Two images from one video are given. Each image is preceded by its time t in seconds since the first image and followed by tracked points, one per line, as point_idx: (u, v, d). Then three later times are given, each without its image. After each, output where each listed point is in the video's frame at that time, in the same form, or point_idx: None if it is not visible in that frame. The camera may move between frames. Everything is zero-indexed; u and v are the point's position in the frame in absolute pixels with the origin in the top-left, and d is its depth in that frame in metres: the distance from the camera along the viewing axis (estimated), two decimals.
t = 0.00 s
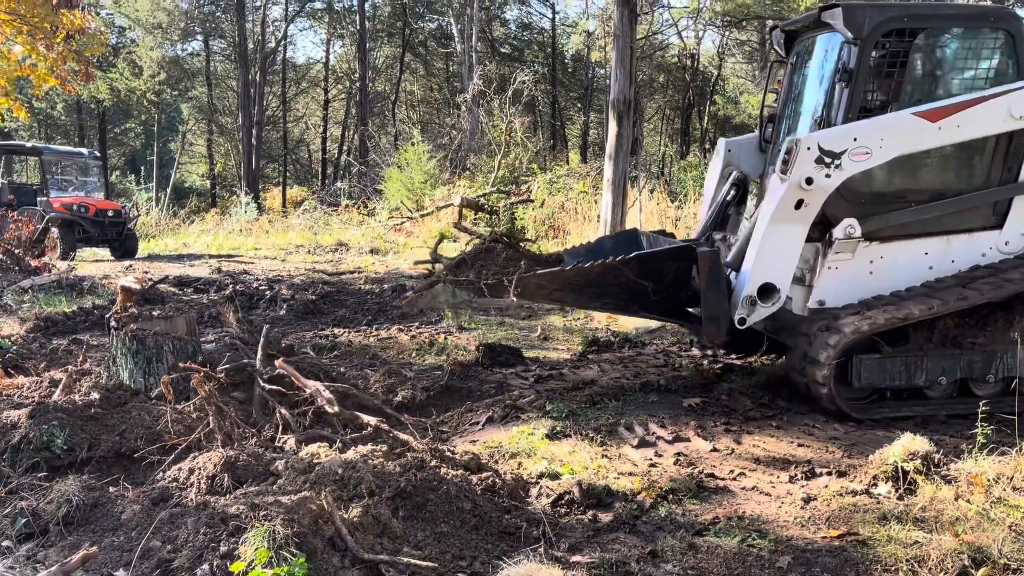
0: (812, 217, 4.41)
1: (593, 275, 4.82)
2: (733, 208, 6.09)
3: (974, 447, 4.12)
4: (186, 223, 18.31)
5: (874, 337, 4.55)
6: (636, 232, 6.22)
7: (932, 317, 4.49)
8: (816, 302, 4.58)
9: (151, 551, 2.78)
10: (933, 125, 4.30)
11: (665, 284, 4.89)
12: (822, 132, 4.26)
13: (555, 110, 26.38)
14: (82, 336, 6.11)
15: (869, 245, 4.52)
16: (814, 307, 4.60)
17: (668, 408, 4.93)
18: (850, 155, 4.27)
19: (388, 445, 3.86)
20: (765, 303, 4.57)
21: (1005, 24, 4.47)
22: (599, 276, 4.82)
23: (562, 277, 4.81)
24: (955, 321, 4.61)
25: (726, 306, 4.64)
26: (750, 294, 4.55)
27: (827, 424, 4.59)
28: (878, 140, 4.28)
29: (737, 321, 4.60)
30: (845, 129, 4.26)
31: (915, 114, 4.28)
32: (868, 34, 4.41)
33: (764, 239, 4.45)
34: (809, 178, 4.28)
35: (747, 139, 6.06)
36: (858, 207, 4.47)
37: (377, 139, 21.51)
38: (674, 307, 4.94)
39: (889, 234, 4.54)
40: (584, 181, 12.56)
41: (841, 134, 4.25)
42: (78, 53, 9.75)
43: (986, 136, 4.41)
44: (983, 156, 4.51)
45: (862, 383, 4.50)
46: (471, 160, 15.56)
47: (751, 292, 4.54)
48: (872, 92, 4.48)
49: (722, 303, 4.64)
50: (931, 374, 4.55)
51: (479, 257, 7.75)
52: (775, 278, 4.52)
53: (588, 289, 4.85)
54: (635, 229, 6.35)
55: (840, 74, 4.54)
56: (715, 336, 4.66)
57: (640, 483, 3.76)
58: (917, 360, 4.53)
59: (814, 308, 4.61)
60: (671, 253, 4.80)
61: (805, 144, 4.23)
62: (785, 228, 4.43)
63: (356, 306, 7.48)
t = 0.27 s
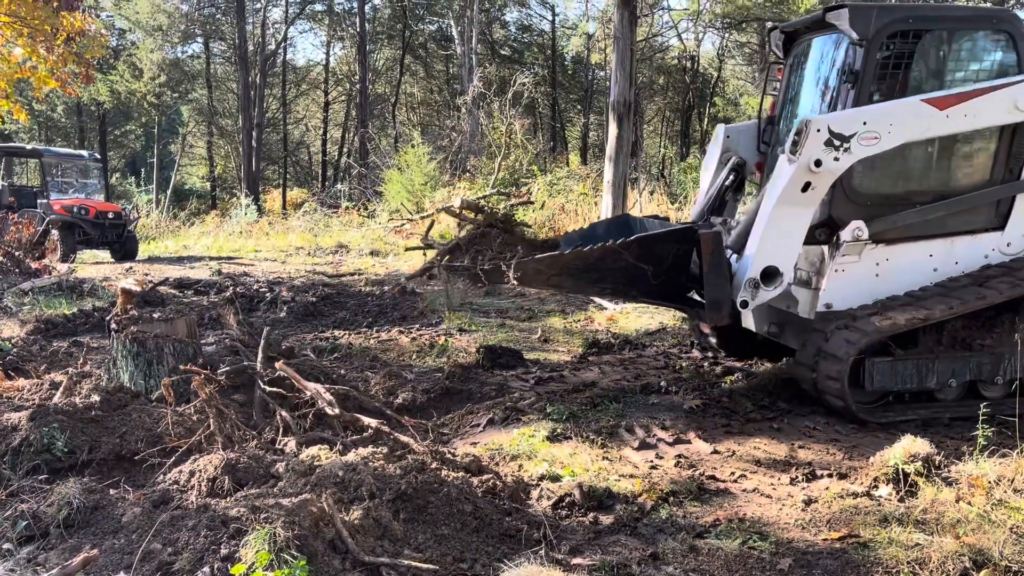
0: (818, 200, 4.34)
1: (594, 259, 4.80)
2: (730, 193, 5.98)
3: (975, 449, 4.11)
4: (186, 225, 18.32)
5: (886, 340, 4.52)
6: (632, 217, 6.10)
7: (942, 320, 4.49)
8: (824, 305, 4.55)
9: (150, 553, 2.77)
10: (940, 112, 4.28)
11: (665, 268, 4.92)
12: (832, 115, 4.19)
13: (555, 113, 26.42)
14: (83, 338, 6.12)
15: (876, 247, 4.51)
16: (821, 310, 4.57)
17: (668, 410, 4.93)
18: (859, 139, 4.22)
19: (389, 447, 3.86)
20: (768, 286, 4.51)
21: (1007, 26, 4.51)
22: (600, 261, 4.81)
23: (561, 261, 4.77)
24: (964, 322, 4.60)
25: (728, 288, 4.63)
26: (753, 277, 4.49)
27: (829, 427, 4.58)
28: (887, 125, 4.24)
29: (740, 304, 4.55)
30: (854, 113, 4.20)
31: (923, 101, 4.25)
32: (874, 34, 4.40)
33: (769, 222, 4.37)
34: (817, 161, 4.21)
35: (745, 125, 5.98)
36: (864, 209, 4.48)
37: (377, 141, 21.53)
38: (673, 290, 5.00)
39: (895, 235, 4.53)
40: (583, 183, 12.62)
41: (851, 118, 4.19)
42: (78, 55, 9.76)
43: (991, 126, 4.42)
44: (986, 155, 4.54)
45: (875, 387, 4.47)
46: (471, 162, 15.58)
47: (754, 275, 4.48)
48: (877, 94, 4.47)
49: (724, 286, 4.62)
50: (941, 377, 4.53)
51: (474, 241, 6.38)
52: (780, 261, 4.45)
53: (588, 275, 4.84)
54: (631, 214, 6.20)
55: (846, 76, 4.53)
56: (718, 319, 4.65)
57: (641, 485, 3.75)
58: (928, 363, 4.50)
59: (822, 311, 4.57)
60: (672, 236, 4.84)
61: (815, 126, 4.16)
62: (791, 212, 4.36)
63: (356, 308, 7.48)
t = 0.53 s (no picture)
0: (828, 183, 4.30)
1: (597, 242, 4.76)
2: (728, 178, 5.89)
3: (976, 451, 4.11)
4: (187, 227, 18.35)
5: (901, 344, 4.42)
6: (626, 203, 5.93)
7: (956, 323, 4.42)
8: (834, 309, 4.47)
9: (151, 555, 2.77)
10: (950, 100, 4.28)
11: (668, 251, 4.91)
12: (848, 96, 4.14)
13: (555, 114, 26.46)
14: (84, 340, 6.12)
15: (885, 250, 4.47)
16: (831, 313, 4.47)
17: (669, 412, 4.92)
18: (871, 122, 4.18)
19: (389, 449, 3.87)
20: (774, 269, 4.46)
21: (1006, 28, 4.62)
22: (603, 244, 4.78)
23: (564, 243, 4.72)
24: (974, 325, 4.57)
25: (736, 269, 4.58)
26: (761, 259, 4.44)
27: (831, 429, 4.57)
28: (899, 110, 4.21)
29: (747, 286, 4.52)
30: (869, 95, 4.16)
31: (933, 87, 4.24)
32: (882, 35, 4.40)
33: (779, 203, 4.31)
34: (831, 142, 4.16)
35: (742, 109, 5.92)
36: (872, 212, 4.49)
37: (378, 143, 21.56)
38: (675, 274, 5.00)
39: (903, 237, 4.50)
40: (583, 184, 12.52)
41: (866, 100, 4.14)
42: (79, 57, 9.78)
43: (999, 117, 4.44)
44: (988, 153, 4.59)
45: (893, 392, 4.37)
46: (472, 164, 15.60)
47: (761, 257, 4.43)
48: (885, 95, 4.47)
49: (732, 267, 4.56)
50: (955, 380, 4.47)
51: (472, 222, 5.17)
52: (788, 243, 4.40)
53: (590, 259, 4.79)
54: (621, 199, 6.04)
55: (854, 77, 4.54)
56: (727, 300, 4.59)
57: (641, 487, 3.75)
58: (944, 366, 4.44)
59: (831, 314, 4.48)
60: (677, 218, 4.85)
61: (831, 106, 4.10)
62: (801, 194, 4.30)
63: (357, 310, 7.49)
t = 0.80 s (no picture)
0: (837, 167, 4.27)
1: (598, 225, 4.55)
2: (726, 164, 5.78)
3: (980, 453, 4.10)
4: (189, 228, 18.37)
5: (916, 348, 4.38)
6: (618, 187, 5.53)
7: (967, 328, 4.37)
8: (841, 312, 4.42)
9: (153, 557, 2.77)
10: (959, 87, 4.29)
11: (672, 234, 4.70)
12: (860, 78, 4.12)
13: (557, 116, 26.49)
14: (86, 341, 6.13)
15: (892, 253, 4.43)
16: (839, 317, 4.43)
17: (672, 415, 4.92)
18: (883, 105, 4.17)
19: (392, 451, 3.87)
20: (781, 252, 4.37)
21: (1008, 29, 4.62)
22: (604, 228, 4.58)
23: (564, 227, 4.52)
24: (984, 328, 4.51)
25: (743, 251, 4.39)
26: (769, 241, 4.33)
27: (834, 432, 4.57)
28: (909, 95, 4.20)
29: (752, 268, 4.37)
30: (881, 79, 4.15)
31: (943, 74, 4.24)
32: (888, 36, 4.40)
33: (790, 183, 4.24)
34: (843, 123, 4.13)
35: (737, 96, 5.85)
36: (880, 216, 4.55)
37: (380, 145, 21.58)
38: (677, 258, 4.81)
39: (908, 240, 4.47)
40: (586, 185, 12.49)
41: (878, 82, 4.13)
42: (82, 59, 9.80)
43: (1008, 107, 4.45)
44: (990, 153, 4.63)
45: (907, 398, 4.33)
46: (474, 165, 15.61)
47: (768, 239, 4.32)
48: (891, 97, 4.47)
49: (739, 249, 4.38)
50: (967, 384, 4.46)
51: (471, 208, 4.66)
52: (796, 226, 4.33)
53: (589, 243, 4.63)
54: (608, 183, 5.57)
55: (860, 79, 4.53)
56: (733, 285, 4.40)
57: (644, 489, 3.75)
58: (956, 370, 4.42)
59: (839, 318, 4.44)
60: (684, 198, 4.58)
61: (845, 86, 4.07)
62: (811, 176, 4.25)
63: (359, 312, 7.49)
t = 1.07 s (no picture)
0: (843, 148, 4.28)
1: (600, 203, 4.48)
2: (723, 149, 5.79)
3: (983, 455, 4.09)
4: (192, 230, 18.39)
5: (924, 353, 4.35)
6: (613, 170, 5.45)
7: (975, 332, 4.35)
8: (846, 316, 4.38)
9: (157, 559, 2.77)
10: (966, 74, 4.26)
11: (673, 211, 4.69)
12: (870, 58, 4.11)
13: (559, 118, 26.48)
14: (89, 343, 6.14)
15: (895, 255, 4.41)
16: (844, 321, 4.38)
17: (675, 416, 4.91)
18: (891, 87, 4.15)
19: (394, 452, 3.88)
20: (784, 232, 4.46)
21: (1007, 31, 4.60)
22: (606, 208, 4.52)
23: (565, 204, 4.43)
24: (989, 332, 4.49)
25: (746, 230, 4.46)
26: (771, 220, 4.43)
27: (837, 434, 4.56)
28: (918, 78, 4.18)
29: (754, 248, 4.49)
30: (890, 60, 4.13)
31: (952, 60, 4.22)
32: (891, 37, 4.41)
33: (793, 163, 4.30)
34: (850, 103, 4.13)
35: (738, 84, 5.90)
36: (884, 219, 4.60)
37: (382, 147, 21.58)
38: (677, 235, 4.82)
39: (909, 242, 4.45)
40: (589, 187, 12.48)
41: (887, 64, 4.11)
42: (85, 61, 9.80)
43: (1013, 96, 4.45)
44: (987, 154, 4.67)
45: (917, 403, 4.31)
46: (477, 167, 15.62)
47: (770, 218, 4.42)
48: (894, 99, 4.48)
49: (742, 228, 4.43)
50: (974, 388, 4.45)
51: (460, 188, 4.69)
52: (798, 206, 4.40)
53: (588, 223, 4.54)
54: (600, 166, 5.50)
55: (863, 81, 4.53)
56: (735, 264, 4.46)
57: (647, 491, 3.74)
58: (964, 374, 4.40)
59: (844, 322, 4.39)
60: (685, 175, 4.60)
61: (854, 66, 4.07)
62: (816, 156, 4.29)
63: (362, 313, 7.49)
